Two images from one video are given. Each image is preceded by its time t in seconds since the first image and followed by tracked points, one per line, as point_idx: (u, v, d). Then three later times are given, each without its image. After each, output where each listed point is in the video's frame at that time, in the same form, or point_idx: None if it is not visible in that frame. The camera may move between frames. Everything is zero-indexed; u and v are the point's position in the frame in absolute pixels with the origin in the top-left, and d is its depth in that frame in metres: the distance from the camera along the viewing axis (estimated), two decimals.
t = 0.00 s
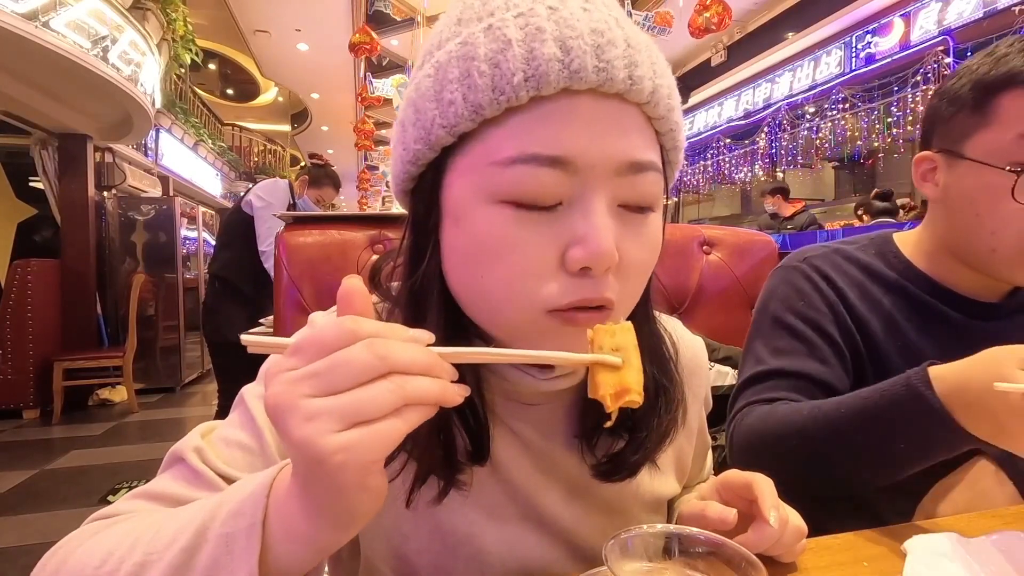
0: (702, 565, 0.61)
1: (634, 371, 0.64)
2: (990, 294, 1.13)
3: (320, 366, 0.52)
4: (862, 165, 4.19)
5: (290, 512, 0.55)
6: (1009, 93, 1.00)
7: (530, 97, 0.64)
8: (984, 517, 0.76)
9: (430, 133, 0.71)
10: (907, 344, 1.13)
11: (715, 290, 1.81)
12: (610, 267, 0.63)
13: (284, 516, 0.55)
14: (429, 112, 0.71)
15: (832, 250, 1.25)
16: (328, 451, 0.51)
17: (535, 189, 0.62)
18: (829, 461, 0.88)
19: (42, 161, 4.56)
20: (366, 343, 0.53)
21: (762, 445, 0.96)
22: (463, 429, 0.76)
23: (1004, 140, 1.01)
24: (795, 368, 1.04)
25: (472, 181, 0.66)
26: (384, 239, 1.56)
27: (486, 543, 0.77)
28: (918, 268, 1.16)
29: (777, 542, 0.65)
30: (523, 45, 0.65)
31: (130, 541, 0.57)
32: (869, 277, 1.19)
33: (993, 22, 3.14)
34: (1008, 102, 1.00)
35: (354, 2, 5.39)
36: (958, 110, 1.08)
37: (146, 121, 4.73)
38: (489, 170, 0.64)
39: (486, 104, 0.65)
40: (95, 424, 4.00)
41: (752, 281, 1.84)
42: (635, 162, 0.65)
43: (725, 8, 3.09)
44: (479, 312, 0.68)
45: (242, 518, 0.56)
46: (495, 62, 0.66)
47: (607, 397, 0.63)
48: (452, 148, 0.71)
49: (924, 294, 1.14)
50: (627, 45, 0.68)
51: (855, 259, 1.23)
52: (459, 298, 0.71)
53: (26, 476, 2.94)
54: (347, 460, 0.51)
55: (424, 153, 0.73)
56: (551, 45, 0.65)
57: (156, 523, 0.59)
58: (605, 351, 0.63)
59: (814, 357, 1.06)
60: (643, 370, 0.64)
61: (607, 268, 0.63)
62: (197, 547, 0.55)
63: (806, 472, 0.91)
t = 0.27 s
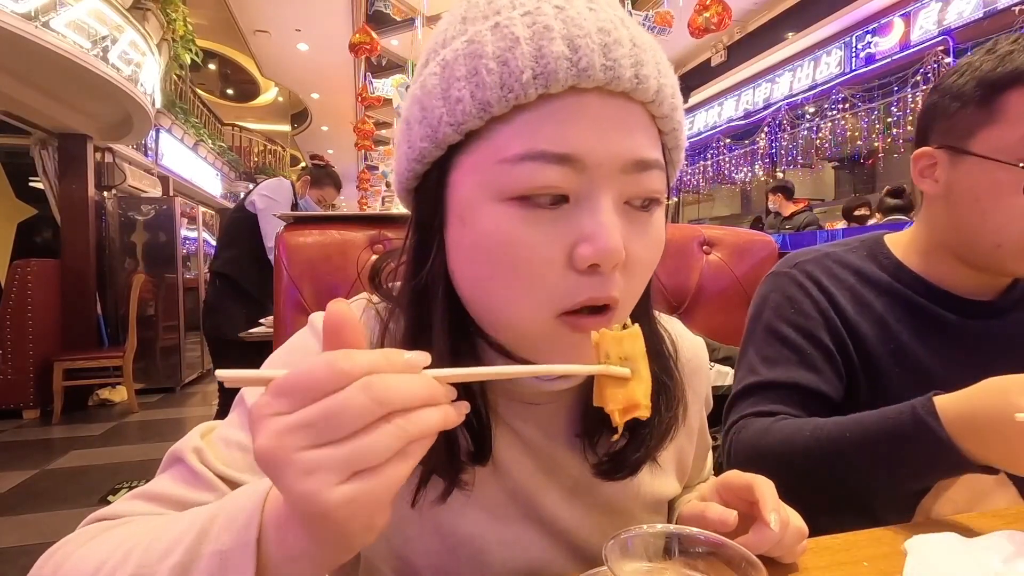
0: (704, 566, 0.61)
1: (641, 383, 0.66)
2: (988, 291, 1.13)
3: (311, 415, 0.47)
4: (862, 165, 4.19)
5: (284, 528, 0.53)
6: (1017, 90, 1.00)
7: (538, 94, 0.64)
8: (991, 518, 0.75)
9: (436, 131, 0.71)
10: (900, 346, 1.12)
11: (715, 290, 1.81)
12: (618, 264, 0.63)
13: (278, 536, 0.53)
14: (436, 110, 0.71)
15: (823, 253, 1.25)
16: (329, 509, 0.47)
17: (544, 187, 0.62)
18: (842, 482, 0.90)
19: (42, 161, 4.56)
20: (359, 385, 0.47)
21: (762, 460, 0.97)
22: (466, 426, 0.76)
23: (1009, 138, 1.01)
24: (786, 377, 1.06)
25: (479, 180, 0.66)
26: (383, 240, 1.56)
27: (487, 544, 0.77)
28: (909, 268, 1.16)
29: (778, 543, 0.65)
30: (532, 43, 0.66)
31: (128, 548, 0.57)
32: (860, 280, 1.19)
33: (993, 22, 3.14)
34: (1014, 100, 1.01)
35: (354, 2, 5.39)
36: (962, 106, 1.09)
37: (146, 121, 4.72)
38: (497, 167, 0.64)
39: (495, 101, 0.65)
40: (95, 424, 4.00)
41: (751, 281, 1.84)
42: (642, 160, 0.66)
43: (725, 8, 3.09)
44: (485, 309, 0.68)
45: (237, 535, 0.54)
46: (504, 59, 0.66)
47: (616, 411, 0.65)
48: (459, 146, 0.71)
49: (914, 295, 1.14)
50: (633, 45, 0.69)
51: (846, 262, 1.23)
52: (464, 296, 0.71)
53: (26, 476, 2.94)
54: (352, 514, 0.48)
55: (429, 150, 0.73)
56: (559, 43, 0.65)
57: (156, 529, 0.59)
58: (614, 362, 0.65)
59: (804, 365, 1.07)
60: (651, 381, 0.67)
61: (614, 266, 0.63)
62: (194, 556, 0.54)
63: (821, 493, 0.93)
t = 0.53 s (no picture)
0: (704, 566, 0.61)
1: (652, 401, 0.64)
2: (991, 288, 1.13)
3: (306, 490, 0.43)
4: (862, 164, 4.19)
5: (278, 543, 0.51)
6: None
7: (551, 93, 0.64)
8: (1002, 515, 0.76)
9: (446, 128, 0.70)
10: (900, 346, 1.12)
11: (715, 290, 1.81)
12: (627, 263, 0.63)
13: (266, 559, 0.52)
14: (447, 107, 0.70)
15: (824, 254, 1.25)
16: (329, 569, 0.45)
17: (556, 186, 0.62)
18: (844, 490, 0.90)
19: (42, 161, 4.56)
20: (356, 456, 0.43)
21: (761, 464, 0.98)
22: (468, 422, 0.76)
23: (1020, 130, 1.01)
24: (786, 380, 1.06)
25: (490, 179, 0.65)
26: (383, 240, 1.56)
27: (488, 544, 0.77)
28: (911, 267, 1.16)
29: (777, 544, 0.65)
30: (545, 42, 0.66)
31: (124, 554, 0.57)
32: (861, 281, 1.19)
33: (993, 22, 3.14)
34: None
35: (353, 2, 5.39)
36: (976, 98, 1.08)
37: (146, 121, 4.72)
38: (508, 166, 0.64)
39: (507, 99, 0.65)
40: (95, 424, 4.00)
41: (752, 281, 1.84)
42: (652, 158, 0.66)
43: (725, 8, 3.09)
44: (493, 307, 0.68)
45: (229, 552, 0.54)
46: (517, 58, 0.66)
47: (625, 427, 0.64)
48: (469, 144, 0.70)
49: (914, 295, 1.13)
50: (642, 45, 0.70)
51: (847, 263, 1.22)
52: (472, 293, 0.70)
53: (26, 476, 2.94)
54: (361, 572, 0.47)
55: (438, 148, 0.73)
56: (571, 43, 0.65)
57: (153, 536, 0.59)
58: (626, 381, 0.63)
59: (804, 367, 1.08)
60: (662, 398, 0.65)
61: (624, 263, 0.63)
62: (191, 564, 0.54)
63: (822, 499, 0.93)
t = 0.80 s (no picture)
0: (703, 566, 0.61)
1: (656, 411, 0.62)
2: (988, 287, 1.13)
3: (304, 522, 0.43)
4: (863, 164, 4.20)
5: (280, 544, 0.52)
6: (1010, 85, 1.01)
7: (564, 91, 0.65)
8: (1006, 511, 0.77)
9: (458, 126, 0.70)
10: (896, 345, 1.12)
11: (715, 290, 1.81)
12: (637, 260, 0.63)
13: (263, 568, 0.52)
14: (459, 104, 0.70)
15: (822, 253, 1.25)
16: None
17: (568, 184, 0.62)
18: (842, 489, 0.90)
19: (42, 161, 4.56)
20: (353, 488, 0.43)
21: (759, 464, 0.98)
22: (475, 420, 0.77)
23: (1007, 130, 1.02)
24: (783, 380, 1.07)
25: (502, 177, 0.65)
26: (383, 240, 1.56)
27: (488, 544, 0.77)
28: (907, 267, 1.16)
29: (775, 546, 0.65)
30: (557, 40, 0.66)
31: (121, 557, 0.57)
32: (858, 280, 1.19)
33: (993, 22, 3.14)
34: (1011, 93, 1.02)
35: (353, 2, 5.38)
36: (961, 99, 1.09)
37: (145, 121, 4.72)
38: (521, 163, 0.64)
39: (521, 96, 0.65)
40: (95, 424, 4.00)
41: (751, 281, 1.84)
42: (662, 155, 0.66)
43: (725, 8, 3.09)
44: (502, 304, 0.67)
45: (223, 562, 0.54)
46: (530, 56, 0.66)
47: (629, 437, 0.62)
48: (480, 141, 0.70)
49: (910, 294, 1.14)
50: (651, 45, 0.70)
51: (845, 263, 1.22)
52: (480, 291, 0.70)
53: (26, 476, 2.94)
54: None
55: (448, 145, 0.72)
56: (584, 41, 0.66)
57: (151, 539, 0.59)
58: (630, 393, 0.61)
59: (801, 366, 1.08)
60: (668, 410, 0.63)
61: (635, 260, 0.63)
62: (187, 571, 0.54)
63: (820, 499, 0.93)
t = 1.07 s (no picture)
0: (702, 565, 0.61)
1: (654, 411, 0.62)
2: (958, 286, 1.12)
3: (305, 524, 0.43)
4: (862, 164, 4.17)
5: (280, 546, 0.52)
6: (958, 97, 1.02)
7: (574, 88, 0.65)
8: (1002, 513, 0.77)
9: (466, 122, 0.70)
10: (874, 345, 1.11)
11: (714, 290, 1.81)
12: (644, 257, 0.64)
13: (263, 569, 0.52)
14: (468, 99, 0.69)
15: (797, 258, 1.25)
16: None
17: (576, 181, 0.62)
18: (834, 492, 0.90)
19: (42, 161, 4.56)
20: (353, 491, 0.42)
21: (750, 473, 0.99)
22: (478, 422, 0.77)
23: (960, 145, 1.02)
24: (767, 385, 1.08)
25: (510, 173, 0.65)
26: (383, 240, 1.56)
27: (487, 543, 0.78)
28: (876, 267, 1.15)
29: (776, 548, 0.65)
30: (567, 39, 0.67)
31: (121, 557, 0.57)
32: (832, 281, 1.19)
33: (993, 22, 3.14)
34: (956, 107, 1.03)
35: (353, 2, 5.38)
36: (912, 114, 1.11)
37: (145, 121, 4.72)
38: (531, 159, 0.64)
39: (531, 93, 0.65)
40: (95, 424, 4.00)
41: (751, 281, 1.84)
42: (667, 153, 0.67)
43: (725, 8, 3.09)
44: (508, 301, 0.67)
45: (224, 563, 0.54)
46: (539, 54, 0.66)
47: (629, 435, 0.63)
48: (489, 137, 0.70)
49: (884, 294, 1.13)
50: (655, 45, 0.71)
51: (818, 266, 1.22)
52: (486, 287, 0.70)
53: (26, 476, 2.95)
54: None
55: (456, 141, 0.71)
56: (593, 40, 0.66)
57: (152, 538, 0.59)
58: (630, 391, 0.61)
59: (785, 370, 1.09)
60: (667, 410, 0.63)
61: (642, 257, 0.63)
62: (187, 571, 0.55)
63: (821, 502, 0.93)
